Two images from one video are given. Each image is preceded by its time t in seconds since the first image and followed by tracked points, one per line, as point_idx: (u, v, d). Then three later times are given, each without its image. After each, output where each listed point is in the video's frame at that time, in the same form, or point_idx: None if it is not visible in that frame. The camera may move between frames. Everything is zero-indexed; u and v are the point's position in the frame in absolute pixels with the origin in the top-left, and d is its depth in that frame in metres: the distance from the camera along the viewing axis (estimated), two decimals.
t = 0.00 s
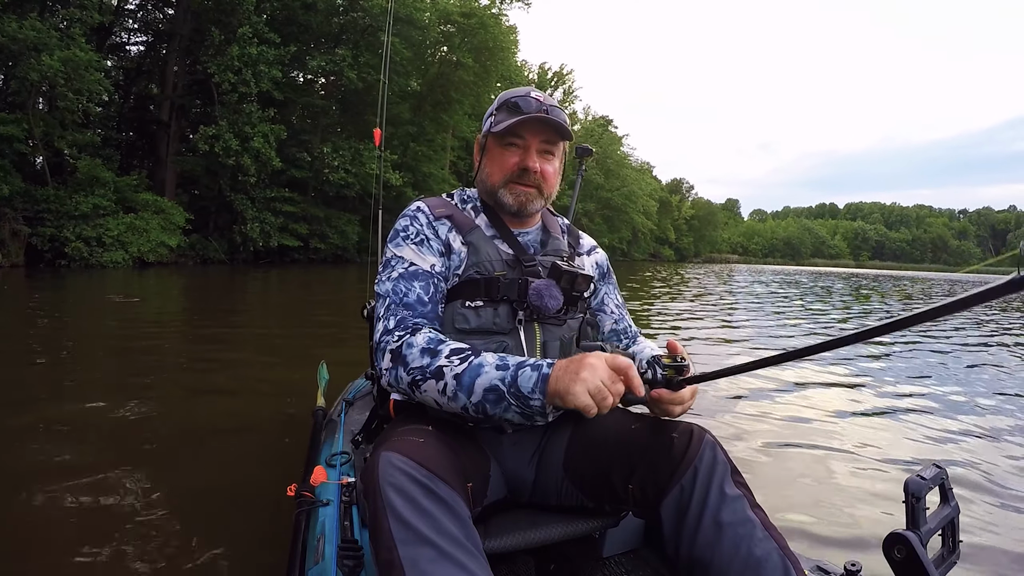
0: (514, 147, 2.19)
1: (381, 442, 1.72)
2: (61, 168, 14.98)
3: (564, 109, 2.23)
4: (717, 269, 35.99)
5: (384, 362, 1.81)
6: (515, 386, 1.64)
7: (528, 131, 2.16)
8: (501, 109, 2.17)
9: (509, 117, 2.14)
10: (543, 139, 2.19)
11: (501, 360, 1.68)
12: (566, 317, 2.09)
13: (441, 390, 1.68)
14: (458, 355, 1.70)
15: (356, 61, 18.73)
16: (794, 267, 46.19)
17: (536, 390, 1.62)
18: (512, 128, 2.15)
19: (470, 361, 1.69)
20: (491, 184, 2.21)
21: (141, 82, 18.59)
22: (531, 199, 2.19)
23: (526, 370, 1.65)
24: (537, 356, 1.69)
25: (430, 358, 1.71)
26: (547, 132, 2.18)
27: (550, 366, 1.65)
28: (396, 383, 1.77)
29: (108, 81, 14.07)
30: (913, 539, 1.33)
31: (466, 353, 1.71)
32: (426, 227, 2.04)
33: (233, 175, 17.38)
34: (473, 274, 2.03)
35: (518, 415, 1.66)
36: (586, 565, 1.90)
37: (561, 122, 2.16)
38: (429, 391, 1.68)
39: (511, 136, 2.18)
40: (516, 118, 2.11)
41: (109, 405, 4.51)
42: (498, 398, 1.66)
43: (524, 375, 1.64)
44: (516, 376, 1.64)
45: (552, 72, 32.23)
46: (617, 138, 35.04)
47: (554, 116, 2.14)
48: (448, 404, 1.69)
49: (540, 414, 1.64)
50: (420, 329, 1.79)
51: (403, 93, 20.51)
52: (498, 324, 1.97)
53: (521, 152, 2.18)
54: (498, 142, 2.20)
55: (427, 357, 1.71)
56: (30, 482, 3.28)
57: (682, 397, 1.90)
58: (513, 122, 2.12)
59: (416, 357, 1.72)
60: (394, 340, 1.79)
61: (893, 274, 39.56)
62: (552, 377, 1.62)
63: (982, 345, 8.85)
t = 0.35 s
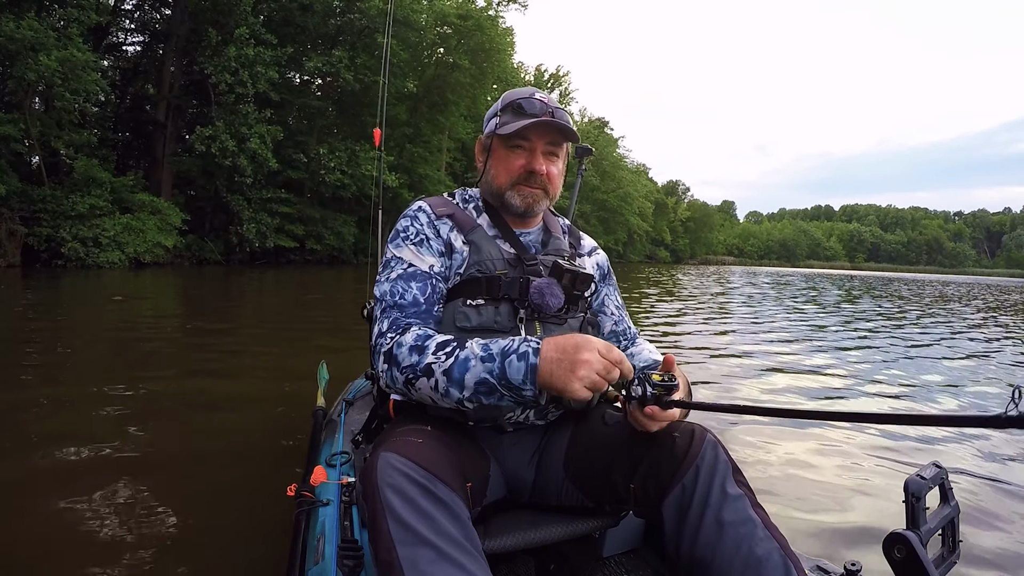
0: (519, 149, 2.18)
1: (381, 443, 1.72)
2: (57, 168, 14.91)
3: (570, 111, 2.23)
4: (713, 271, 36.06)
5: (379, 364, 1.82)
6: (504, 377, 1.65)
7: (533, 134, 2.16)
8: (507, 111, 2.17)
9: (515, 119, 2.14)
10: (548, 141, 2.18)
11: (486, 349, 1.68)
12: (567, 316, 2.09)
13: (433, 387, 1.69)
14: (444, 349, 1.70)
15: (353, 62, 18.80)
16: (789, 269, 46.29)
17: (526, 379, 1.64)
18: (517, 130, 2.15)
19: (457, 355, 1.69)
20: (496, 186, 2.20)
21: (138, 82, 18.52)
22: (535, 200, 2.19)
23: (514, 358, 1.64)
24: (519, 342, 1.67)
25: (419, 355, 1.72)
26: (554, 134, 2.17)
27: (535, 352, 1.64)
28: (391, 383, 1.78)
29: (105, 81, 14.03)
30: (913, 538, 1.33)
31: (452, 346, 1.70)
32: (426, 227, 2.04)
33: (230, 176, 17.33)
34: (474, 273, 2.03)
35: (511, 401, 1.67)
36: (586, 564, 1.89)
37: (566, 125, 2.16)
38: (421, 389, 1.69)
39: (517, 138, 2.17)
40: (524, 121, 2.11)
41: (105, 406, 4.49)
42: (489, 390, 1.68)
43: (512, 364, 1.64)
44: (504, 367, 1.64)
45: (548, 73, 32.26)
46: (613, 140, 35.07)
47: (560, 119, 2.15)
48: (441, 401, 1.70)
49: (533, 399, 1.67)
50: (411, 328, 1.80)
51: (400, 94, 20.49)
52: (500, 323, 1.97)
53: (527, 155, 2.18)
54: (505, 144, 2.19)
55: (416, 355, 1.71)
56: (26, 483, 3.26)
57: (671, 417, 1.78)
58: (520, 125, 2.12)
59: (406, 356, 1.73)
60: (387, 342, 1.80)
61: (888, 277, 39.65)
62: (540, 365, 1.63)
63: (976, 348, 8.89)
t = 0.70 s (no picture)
0: (519, 149, 2.20)
1: (382, 443, 1.72)
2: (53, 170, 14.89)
3: (570, 112, 2.25)
4: (709, 269, 36.12)
5: (374, 366, 1.84)
6: (495, 394, 1.67)
7: (533, 133, 2.17)
8: (506, 111, 2.18)
9: (514, 119, 2.16)
10: (548, 140, 2.19)
11: (479, 362, 1.70)
12: (564, 316, 2.09)
13: (425, 394, 1.71)
14: (438, 358, 1.72)
15: (348, 63, 18.76)
16: (784, 267, 46.41)
17: (516, 399, 1.66)
18: (517, 129, 2.16)
19: (450, 365, 1.70)
20: (496, 185, 2.21)
21: (134, 84, 18.50)
22: (534, 199, 2.19)
23: (506, 377, 1.66)
24: (514, 360, 1.69)
25: (412, 361, 1.74)
26: (553, 134, 2.18)
27: (529, 373, 1.66)
28: (385, 385, 1.80)
29: (101, 84, 14.00)
30: (913, 538, 1.33)
31: (446, 356, 1.72)
32: (425, 228, 2.05)
33: (226, 177, 17.31)
34: (472, 273, 2.04)
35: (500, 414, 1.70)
36: (586, 565, 1.90)
37: (566, 124, 2.17)
38: (414, 395, 1.72)
39: (516, 137, 2.18)
40: (523, 120, 2.13)
41: (103, 408, 4.48)
42: (479, 403, 1.69)
43: (504, 383, 1.66)
44: (496, 385, 1.66)
45: (544, 73, 32.28)
46: (608, 139, 35.12)
47: (560, 117, 2.16)
48: (432, 408, 1.72)
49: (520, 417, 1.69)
50: (406, 332, 1.82)
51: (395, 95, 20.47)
52: (496, 323, 1.97)
53: (526, 154, 2.19)
54: (504, 144, 2.21)
55: (410, 360, 1.74)
56: (28, 486, 3.26)
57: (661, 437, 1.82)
58: (518, 125, 2.13)
59: (400, 360, 1.75)
60: (382, 344, 1.82)
61: (883, 274, 39.76)
62: (532, 389, 1.65)
63: (970, 346, 8.93)
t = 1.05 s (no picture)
0: (519, 148, 2.20)
1: (382, 443, 1.73)
2: (49, 171, 14.84)
3: (570, 111, 2.25)
4: (705, 267, 36.21)
5: (376, 366, 1.85)
6: (492, 404, 1.65)
7: (533, 133, 2.17)
8: (507, 111, 2.19)
9: (514, 118, 2.16)
10: (548, 140, 2.20)
11: (480, 372, 1.69)
12: (566, 316, 2.08)
13: (425, 397, 1.72)
14: (439, 363, 1.73)
15: (343, 63, 18.76)
16: (780, 264, 46.52)
17: (511, 412, 1.64)
18: (517, 129, 2.16)
19: (451, 372, 1.71)
20: (496, 185, 2.21)
21: (129, 84, 18.46)
22: (535, 200, 2.19)
23: (504, 389, 1.65)
24: (516, 376, 1.68)
25: (414, 364, 1.75)
26: (553, 133, 2.19)
27: (529, 389, 1.65)
28: (387, 386, 1.81)
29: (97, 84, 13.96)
30: (914, 538, 1.33)
31: (447, 362, 1.73)
32: (426, 227, 2.05)
33: (222, 177, 17.29)
34: (473, 272, 2.04)
35: (495, 427, 1.68)
36: (586, 564, 1.90)
37: (566, 124, 2.17)
38: (414, 398, 1.73)
39: (517, 137, 2.19)
40: (522, 119, 2.13)
41: (101, 409, 4.48)
42: (475, 412, 1.68)
43: (501, 394, 1.65)
44: (493, 394, 1.65)
45: (539, 72, 32.30)
46: (603, 138, 35.15)
47: (559, 117, 2.16)
48: (431, 411, 1.72)
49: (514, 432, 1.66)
50: (407, 333, 1.82)
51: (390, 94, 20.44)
52: (498, 322, 1.97)
53: (526, 153, 2.19)
54: (504, 143, 2.21)
55: (411, 364, 1.74)
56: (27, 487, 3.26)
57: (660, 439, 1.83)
58: (518, 124, 2.14)
59: (401, 362, 1.76)
60: (384, 344, 1.83)
61: (878, 271, 39.87)
62: (528, 402, 1.63)
63: (963, 343, 8.99)
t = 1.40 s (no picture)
0: (515, 149, 2.20)
1: (382, 443, 1.73)
2: (45, 172, 14.80)
3: (566, 110, 2.24)
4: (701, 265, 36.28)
5: (374, 364, 1.85)
6: (490, 400, 1.67)
7: (529, 133, 2.17)
8: (504, 111, 2.18)
9: (511, 119, 2.16)
10: (545, 140, 2.19)
11: (477, 366, 1.70)
12: (567, 312, 2.09)
13: (423, 394, 1.72)
14: (435, 359, 1.72)
15: (339, 63, 18.74)
16: (776, 263, 46.61)
17: (511, 406, 1.66)
18: (514, 129, 2.16)
19: (448, 368, 1.70)
20: (494, 185, 2.22)
21: (125, 85, 18.41)
22: (533, 200, 2.20)
23: (501, 385, 1.66)
24: (510, 365, 1.68)
25: (410, 361, 1.75)
26: (550, 134, 2.18)
27: (525, 382, 1.65)
28: (386, 383, 1.81)
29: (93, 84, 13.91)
30: (913, 538, 1.34)
31: (444, 358, 1.72)
32: (427, 224, 2.05)
33: (218, 178, 17.26)
34: (473, 268, 2.05)
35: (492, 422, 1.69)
36: (586, 564, 1.91)
37: (563, 124, 2.17)
38: (412, 395, 1.73)
39: (513, 138, 2.19)
40: (518, 121, 2.13)
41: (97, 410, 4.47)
42: (473, 408, 1.69)
43: (499, 391, 1.66)
44: (491, 391, 1.66)
45: (535, 71, 32.29)
46: (599, 137, 35.17)
47: (555, 116, 2.16)
48: (430, 408, 1.73)
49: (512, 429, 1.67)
50: (406, 331, 1.82)
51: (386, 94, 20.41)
52: (498, 318, 1.98)
53: (523, 154, 2.19)
54: (501, 144, 2.21)
55: (408, 360, 1.74)
56: (23, 490, 3.24)
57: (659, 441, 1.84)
58: (515, 125, 2.14)
59: (399, 359, 1.76)
60: (382, 342, 1.83)
61: (873, 269, 39.99)
62: (527, 398, 1.64)
63: (958, 340, 9.03)
